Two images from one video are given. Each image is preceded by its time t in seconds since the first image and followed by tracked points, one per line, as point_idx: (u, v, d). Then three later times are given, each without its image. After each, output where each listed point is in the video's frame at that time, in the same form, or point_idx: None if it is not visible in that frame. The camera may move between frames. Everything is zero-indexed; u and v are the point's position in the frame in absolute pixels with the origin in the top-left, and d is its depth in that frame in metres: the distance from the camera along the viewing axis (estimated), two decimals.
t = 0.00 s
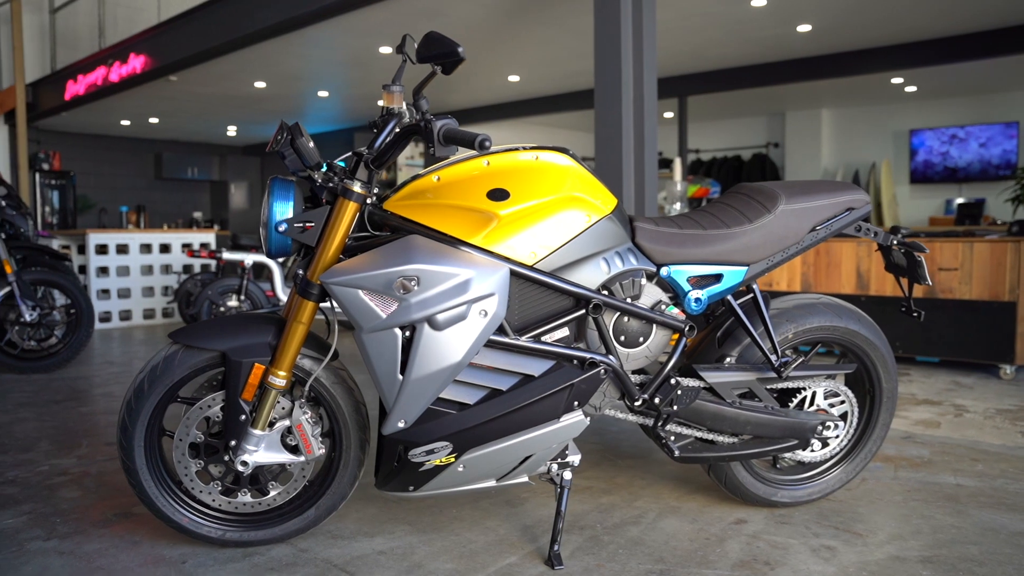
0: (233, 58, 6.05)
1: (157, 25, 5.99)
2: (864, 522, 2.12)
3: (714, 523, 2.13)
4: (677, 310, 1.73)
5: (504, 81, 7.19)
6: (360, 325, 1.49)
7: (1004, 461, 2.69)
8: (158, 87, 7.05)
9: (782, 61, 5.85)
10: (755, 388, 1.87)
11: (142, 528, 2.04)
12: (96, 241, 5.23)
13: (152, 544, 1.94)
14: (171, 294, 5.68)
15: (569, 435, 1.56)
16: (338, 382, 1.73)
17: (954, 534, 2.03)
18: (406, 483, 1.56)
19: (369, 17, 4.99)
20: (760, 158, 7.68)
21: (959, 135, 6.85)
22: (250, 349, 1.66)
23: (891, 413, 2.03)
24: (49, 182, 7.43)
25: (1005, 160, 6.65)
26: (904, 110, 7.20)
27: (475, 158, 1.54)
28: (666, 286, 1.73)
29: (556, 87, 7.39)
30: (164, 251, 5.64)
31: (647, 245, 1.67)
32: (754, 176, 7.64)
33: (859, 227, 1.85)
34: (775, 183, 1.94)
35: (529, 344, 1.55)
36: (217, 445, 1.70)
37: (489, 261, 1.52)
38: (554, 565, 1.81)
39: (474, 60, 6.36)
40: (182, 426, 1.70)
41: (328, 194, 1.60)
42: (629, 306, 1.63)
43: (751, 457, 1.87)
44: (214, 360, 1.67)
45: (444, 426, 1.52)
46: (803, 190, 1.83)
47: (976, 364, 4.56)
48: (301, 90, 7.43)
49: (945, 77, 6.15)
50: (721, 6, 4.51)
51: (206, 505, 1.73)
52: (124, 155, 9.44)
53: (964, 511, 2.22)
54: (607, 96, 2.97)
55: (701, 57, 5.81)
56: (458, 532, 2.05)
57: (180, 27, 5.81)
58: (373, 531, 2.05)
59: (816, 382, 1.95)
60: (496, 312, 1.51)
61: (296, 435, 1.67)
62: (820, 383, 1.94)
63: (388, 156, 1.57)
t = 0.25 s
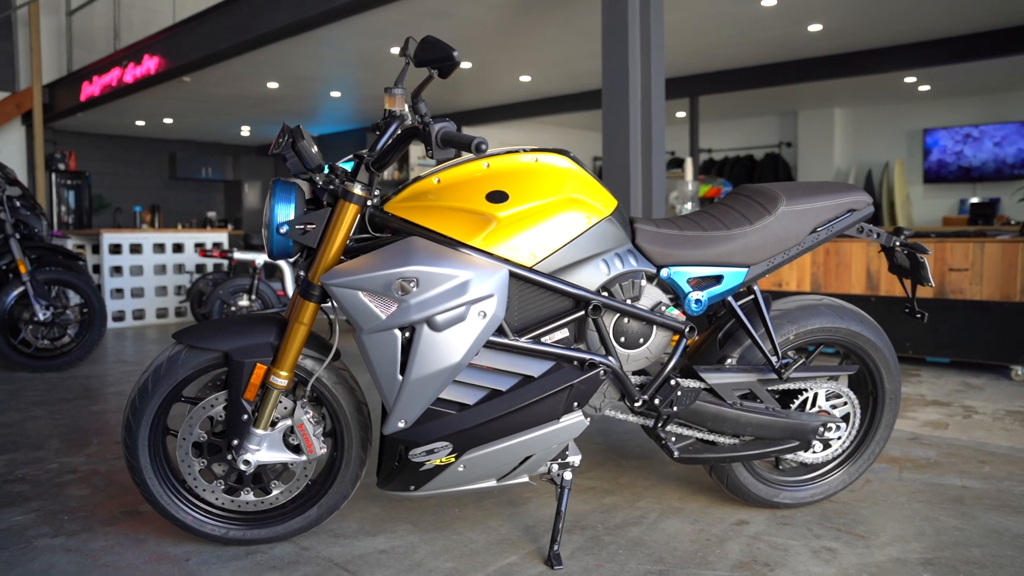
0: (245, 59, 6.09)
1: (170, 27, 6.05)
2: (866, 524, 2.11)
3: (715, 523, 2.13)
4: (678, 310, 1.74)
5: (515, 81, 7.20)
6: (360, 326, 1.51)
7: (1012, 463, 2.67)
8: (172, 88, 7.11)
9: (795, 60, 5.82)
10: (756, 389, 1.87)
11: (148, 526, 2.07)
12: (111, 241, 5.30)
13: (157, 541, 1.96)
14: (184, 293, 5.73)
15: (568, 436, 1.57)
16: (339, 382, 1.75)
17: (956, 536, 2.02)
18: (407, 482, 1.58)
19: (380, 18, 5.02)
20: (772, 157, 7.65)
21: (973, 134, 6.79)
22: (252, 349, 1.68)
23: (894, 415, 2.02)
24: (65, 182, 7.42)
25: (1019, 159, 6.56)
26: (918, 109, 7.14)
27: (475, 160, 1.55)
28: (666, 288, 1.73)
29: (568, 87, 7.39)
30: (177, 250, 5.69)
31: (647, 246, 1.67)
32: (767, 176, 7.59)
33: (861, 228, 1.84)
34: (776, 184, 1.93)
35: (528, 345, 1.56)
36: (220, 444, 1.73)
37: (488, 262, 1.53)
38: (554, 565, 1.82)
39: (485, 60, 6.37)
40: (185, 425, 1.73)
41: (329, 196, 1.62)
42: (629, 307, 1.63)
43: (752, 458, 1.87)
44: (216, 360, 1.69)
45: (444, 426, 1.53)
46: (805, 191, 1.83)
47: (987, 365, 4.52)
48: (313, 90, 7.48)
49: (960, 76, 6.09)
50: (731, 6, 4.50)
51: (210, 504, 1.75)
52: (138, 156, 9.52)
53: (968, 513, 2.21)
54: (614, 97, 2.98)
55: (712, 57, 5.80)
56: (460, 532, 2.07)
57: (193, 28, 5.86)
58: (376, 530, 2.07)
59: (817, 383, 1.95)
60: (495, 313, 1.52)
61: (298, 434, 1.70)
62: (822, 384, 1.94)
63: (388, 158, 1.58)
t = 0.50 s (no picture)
0: (257, 60, 6.14)
1: (183, 28, 6.10)
2: (868, 525, 2.11)
3: (716, 524, 2.13)
4: (678, 311, 1.74)
5: (526, 81, 7.21)
6: (360, 326, 1.52)
7: (1019, 465, 2.65)
8: (185, 89, 7.18)
9: (806, 59, 5.79)
10: (757, 391, 1.86)
11: (153, 523, 2.10)
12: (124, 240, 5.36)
13: (162, 539, 1.99)
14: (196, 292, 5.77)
15: (568, 436, 1.58)
16: (341, 382, 1.77)
17: (959, 539, 2.01)
18: (408, 482, 1.59)
19: (390, 18, 5.04)
20: (784, 156, 7.61)
21: (987, 133, 6.74)
22: (255, 349, 1.70)
23: (897, 417, 2.02)
24: (80, 182, 7.68)
25: None
26: (931, 108, 7.09)
27: (475, 162, 1.56)
28: (666, 289, 1.73)
29: (578, 87, 7.39)
30: (188, 250, 5.73)
31: (646, 247, 1.67)
32: (778, 175, 7.55)
33: (863, 229, 1.83)
34: (778, 184, 1.93)
35: (527, 345, 1.57)
36: (223, 443, 1.75)
37: (487, 264, 1.54)
38: (553, 565, 1.83)
39: (495, 60, 6.39)
40: (189, 424, 1.75)
41: (331, 199, 1.63)
42: (628, 309, 1.64)
43: (752, 459, 1.86)
44: (219, 360, 1.71)
45: (443, 427, 1.55)
46: (806, 193, 1.83)
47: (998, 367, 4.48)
48: (325, 91, 7.52)
49: (974, 74, 6.04)
50: (741, 6, 4.49)
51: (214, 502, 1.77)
52: (152, 156, 9.60)
53: (971, 516, 2.20)
54: (621, 98, 2.98)
55: (722, 56, 5.79)
56: (461, 531, 2.08)
57: (206, 29, 5.91)
58: (378, 529, 2.09)
59: (819, 385, 1.93)
60: (494, 314, 1.53)
61: (300, 434, 1.72)
62: (823, 386, 1.93)
63: (388, 160, 1.60)
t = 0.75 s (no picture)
0: (267, 61, 6.18)
1: (195, 30, 6.16)
2: (869, 527, 2.10)
3: (717, 525, 2.13)
4: (677, 313, 1.74)
5: (535, 81, 7.22)
6: (360, 327, 1.54)
7: None
8: (197, 90, 7.24)
9: (815, 58, 5.78)
10: (757, 392, 1.86)
11: (158, 521, 2.12)
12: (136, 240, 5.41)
13: (166, 536, 2.01)
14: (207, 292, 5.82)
15: (567, 436, 1.59)
16: (342, 382, 1.79)
17: (961, 541, 2.01)
18: (409, 481, 1.61)
19: (399, 19, 5.07)
20: (795, 156, 7.57)
21: (1000, 132, 6.69)
22: (257, 350, 1.73)
23: (899, 418, 2.01)
24: (94, 182, 7.82)
25: None
26: (943, 107, 7.04)
27: (474, 164, 1.57)
28: (666, 290, 1.74)
29: (588, 86, 7.39)
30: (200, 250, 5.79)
31: (646, 248, 1.67)
32: (789, 175, 7.52)
33: (864, 230, 1.83)
34: (778, 186, 1.93)
35: (526, 346, 1.58)
36: (226, 442, 1.77)
37: (486, 265, 1.55)
38: (553, 564, 1.83)
39: (504, 60, 6.41)
40: (192, 423, 1.78)
41: (331, 200, 1.65)
42: (627, 310, 1.65)
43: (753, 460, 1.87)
44: (222, 360, 1.74)
45: (443, 427, 1.56)
46: (807, 194, 1.83)
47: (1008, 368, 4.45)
48: (335, 91, 7.56)
49: (986, 73, 6.00)
50: (749, 6, 4.49)
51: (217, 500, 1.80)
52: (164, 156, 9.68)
53: (974, 518, 2.19)
54: (626, 98, 2.99)
55: (731, 56, 5.78)
56: (462, 530, 2.09)
57: (217, 31, 5.96)
58: (380, 528, 2.10)
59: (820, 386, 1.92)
60: (492, 315, 1.54)
61: (301, 433, 1.73)
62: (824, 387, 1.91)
63: (388, 162, 1.61)
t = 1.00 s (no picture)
0: (277, 62, 6.22)
1: (205, 31, 6.20)
2: (871, 528, 2.10)
3: (718, 526, 2.13)
4: (676, 314, 1.75)
5: (544, 81, 7.22)
6: (360, 328, 1.55)
7: None
8: (208, 91, 7.30)
9: (825, 58, 5.76)
10: (757, 393, 1.86)
11: (163, 519, 2.15)
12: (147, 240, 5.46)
13: (170, 534, 2.03)
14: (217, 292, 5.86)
15: (566, 436, 1.60)
16: (344, 381, 1.80)
17: (963, 543, 2.00)
18: (409, 481, 1.63)
19: (407, 20, 5.09)
20: (805, 156, 7.53)
21: (1013, 131, 6.61)
22: (259, 350, 1.75)
23: (901, 420, 2.01)
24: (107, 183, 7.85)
25: None
26: (954, 106, 7.00)
27: (473, 166, 1.59)
28: (665, 291, 1.74)
29: (598, 86, 7.39)
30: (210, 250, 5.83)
31: (645, 249, 1.68)
32: (799, 175, 7.48)
33: (864, 231, 1.83)
34: (779, 187, 1.93)
35: (525, 347, 1.59)
36: (229, 441, 1.80)
37: (485, 266, 1.57)
38: (552, 564, 1.84)
39: (512, 60, 6.42)
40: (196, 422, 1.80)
41: (332, 202, 1.67)
42: (626, 311, 1.65)
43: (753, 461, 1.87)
44: (224, 360, 1.76)
45: (442, 426, 1.58)
46: (807, 195, 1.83)
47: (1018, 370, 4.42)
48: (345, 92, 7.59)
49: (998, 72, 5.95)
50: (757, 5, 4.48)
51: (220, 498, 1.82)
52: (175, 157, 9.76)
53: (978, 520, 2.18)
54: (632, 99, 2.99)
55: (739, 56, 5.77)
56: (463, 529, 2.10)
57: (228, 32, 6.00)
58: (381, 527, 2.11)
59: (821, 387, 1.92)
60: (491, 315, 1.55)
61: (303, 432, 1.75)
62: (825, 389, 1.91)
63: (388, 164, 1.63)
